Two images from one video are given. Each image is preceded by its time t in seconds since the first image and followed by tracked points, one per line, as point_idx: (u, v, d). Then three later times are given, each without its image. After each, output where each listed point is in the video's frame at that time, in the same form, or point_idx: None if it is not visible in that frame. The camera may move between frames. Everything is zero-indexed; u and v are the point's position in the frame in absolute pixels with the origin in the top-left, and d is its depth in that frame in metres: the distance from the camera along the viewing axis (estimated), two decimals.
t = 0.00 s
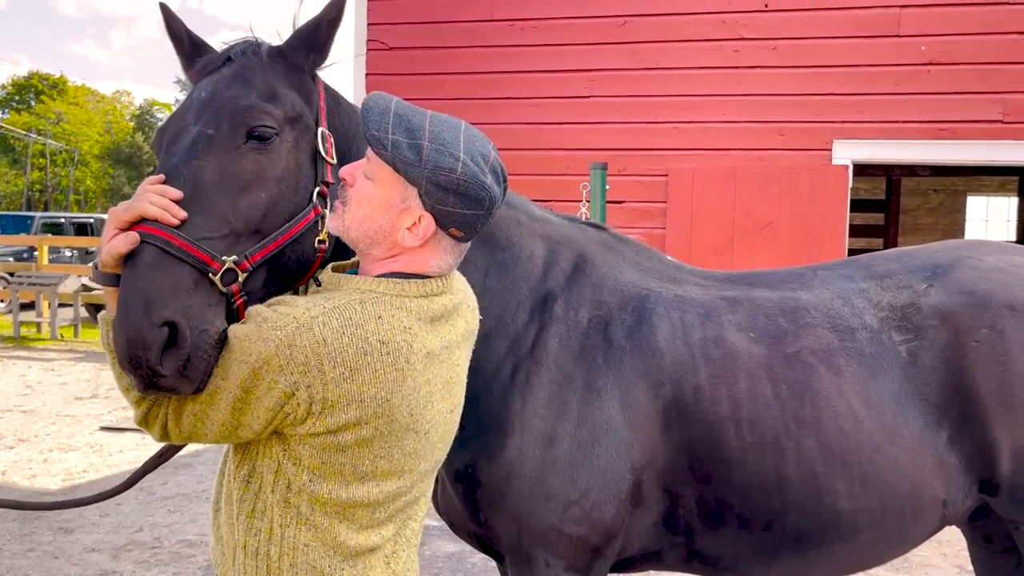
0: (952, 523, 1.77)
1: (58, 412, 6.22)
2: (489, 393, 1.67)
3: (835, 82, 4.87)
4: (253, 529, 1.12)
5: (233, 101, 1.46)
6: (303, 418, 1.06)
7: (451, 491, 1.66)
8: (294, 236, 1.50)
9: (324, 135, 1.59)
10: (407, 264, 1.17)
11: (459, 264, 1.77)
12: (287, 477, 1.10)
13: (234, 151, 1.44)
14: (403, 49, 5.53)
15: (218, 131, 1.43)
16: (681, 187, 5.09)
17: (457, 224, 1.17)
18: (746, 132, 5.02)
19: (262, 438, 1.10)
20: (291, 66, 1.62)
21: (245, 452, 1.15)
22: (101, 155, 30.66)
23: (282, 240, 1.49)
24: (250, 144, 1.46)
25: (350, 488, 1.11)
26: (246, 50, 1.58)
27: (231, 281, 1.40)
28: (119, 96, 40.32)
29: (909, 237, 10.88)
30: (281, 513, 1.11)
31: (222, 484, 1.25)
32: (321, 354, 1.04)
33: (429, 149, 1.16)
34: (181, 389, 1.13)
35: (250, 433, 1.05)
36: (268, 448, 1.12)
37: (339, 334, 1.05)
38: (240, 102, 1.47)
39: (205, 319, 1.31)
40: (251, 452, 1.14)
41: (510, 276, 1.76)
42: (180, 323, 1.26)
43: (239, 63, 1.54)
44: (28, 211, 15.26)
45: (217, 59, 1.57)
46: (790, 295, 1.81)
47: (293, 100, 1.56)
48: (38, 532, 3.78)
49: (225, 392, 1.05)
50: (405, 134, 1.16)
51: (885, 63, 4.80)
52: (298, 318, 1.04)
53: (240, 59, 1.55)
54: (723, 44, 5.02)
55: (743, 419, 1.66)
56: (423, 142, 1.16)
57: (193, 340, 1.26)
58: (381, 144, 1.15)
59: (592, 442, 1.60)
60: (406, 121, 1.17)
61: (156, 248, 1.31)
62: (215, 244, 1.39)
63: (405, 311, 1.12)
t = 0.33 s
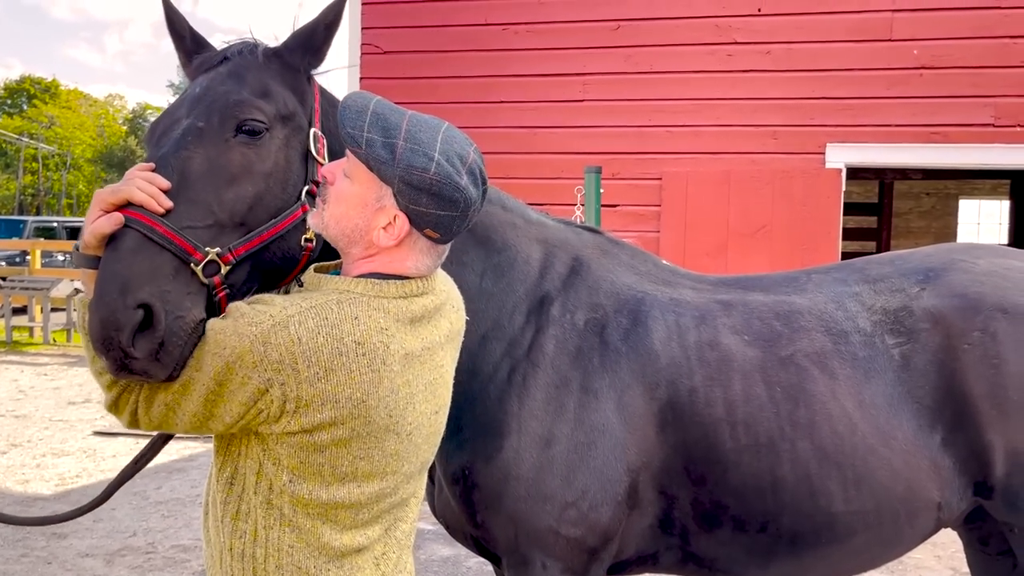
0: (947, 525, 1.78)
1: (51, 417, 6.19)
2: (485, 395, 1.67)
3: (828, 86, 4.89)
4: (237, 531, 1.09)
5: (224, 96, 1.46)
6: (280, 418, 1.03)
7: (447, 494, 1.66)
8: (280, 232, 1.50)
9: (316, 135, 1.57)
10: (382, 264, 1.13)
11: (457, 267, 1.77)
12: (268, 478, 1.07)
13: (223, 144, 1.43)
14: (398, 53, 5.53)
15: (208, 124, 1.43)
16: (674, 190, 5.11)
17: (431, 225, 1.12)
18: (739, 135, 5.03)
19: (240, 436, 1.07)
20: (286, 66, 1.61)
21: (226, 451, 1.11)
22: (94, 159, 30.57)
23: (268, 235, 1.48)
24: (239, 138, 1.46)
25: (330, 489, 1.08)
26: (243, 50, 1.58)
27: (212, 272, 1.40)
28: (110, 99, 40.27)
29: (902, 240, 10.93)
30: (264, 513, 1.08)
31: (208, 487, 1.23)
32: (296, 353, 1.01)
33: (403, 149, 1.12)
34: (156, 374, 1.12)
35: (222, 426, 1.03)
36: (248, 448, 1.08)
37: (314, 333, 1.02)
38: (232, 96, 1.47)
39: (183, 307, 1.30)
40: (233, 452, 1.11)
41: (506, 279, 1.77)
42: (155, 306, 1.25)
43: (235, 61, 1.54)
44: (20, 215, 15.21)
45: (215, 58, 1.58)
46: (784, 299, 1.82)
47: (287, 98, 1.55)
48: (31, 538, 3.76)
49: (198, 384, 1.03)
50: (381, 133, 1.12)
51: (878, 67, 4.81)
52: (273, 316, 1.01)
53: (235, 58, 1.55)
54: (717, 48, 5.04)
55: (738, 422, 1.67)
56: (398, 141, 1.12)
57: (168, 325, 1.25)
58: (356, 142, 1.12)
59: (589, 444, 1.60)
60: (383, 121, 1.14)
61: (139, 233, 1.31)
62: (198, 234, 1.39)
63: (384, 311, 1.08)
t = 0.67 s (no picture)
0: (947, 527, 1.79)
1: (41, 422, 6.15)
2: (487, 399, 1.67)
3: (821, 90, 4.92)
4: (245, 541, 1.08)
5: (227, 106, 1.46)
6: (292, 429, 1.02)
7: (450, 498, 1.66)
8: (287, 240, 1.49)
9: (320, 141, 1.57)
10: (387, 272, 1.12)
11: (458, 273, 1.77)
12: (277, 488, 1.07)
13: (227, 155, 1.43)
14: (391, 57, 5.54)
15: (212, 135, 1.43)
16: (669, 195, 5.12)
17: (434, 230, 1.11)
18: (733, 139, 5.05)
19: (249, 449, 1.06)
20: (287, 74, 1.61)
21: (235, 462, 1.10)
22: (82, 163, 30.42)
23: (276, 243, 1.47)
24: (244, 148, 1.45)
25: (341, 498, 1.07)
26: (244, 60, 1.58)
27: (223, 282, 1.40)
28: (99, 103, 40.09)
29: (892, 244, 10.98)
30: (272, 524, 1.07)
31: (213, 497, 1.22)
32: (308, 365, 1.00)
33: (402, 152, 1.10)
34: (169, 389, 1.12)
35: (233, 441, 1.02)
36: (257, 459, 1.08)
37: (326, 344, 1.01)
38: (235, 107, 1.47)
39: (194, 319, 1.31)
40: (241, 463, 1.10)
41: (507, 283, 1.77)
42: (167, 320, 1.26)
43: (236, 71, 1.54)
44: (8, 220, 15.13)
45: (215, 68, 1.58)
46: (785, 302, 1.83)
47: (289, 107, 1.55)
48: (24, 544, 3.74)
49: (208, 398, 1.02)
50: (380, 138, 1.11)
51: (871, 71, 4.84)
52: (283, 328, 1.00)
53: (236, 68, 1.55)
54: (710, 53, 5.06)
55: (739, 424, 1.67)
56: (396, 146, 1.11)
57: (178, 339, 1.26)
58: (354, 148, 1.11)
59: (590, 448, 1.60)
60: (382, 125, 1.13)
61: (146, 248, 1.30)
62: (207, 246, 1.38)
63: (395, 320, 1.08)
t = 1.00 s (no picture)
0: (948, 528, 1.80)
1: (30, 427, 6.11)
2: (493, 401, 1.67)
3: (813, 94, 4.95)
4: (258, 537, 1.08)
5: (249, 101, 1.46)
6: (311, 423, 1.03)
7: (456, 500, 1.66)
8: (303, 237, 1.49)
9: (335, 142, 1.59)
10: (416, 274, 1.13)
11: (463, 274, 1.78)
12: (292, 485, 1.07)
13: (248, 148, 1.43)
14: (384, 60, 5.54)
15: (233, 128, 1.42)
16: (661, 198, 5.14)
17: (469, 237, 1.12)
18: (725, 143, 5.08)
19: (265, 440, 1.07)
20: (306, 72, 1.61)
21: (247, 457, 1.10)
22: (67, 167, 30.21)
23: (292, 239, 1.47)
24: (263, 143, 1.45)
25: (354, 498, 1.08)
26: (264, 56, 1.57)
27: (239, 274, 1.38)
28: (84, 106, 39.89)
29: (881, 247, 11.05)
30: (285, 522, 1.07)
31: (225, 497, 1.22)
32: (332, 358, 1.01)
33: (445, 158, 1.12)
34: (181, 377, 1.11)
35: (249, 428, 1.02)
36: (271, 452, 1.08)
37: (351, 339, 1.03)
38: (256, 102, 1.46)
39: (211, 311, 1.28)
40: (254, 457, 1.10)
41: (513, 285, 1.78)
42: (184, 310, 1.23)
43: (257, 67, 1.53)
44: None
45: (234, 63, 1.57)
46: (788, 305, 1.84)
47: (308, 105, 1.55)
48: (16, 550, 3.71)
49: (228, 384, 1.02)
50: (424, 142, 1.13)
51: (862, 76, 4.88)
52: (310, 321, 1.02)
53: (256, 64, 1.54)
54: (703, 57, 5.08)
55: (743, 427, 1.68)
56: (440, 151, 1.13)
57: (195, 330, 1.23)
58: (399, 149, 1.12)
59: (596, 450, 1.61)
60: (426, 130, 1.14)
61: (165, 234, 1.29)
62: (226, 237, 1.37)
63: (418, 320, 1.09)
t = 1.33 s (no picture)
0: (948, 530, 1.81)
1: (17, 432, 6.05)
2: (497, 403, 1.67)
3: (804, 98, 4.98)
4: (279, 539, 1.07)
5: (262, 107, 1.44)
6: (342, 422, 1.04)
7: (459, 503, 1.66)
8: (319, 242, 1.49)
9: (344, 145, 1.59)
10: (444, 276, 1.17)
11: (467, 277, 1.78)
12: (316, 485, 1.07)
13: (265, 155, 1.41)
14: (376, 63, 5.52)
15: (248, 135, 1.41)
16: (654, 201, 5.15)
17: (497, 237, 1.18)
18: (717, 147, 5.09)
19: (290, 442, 1.07)
20: (313, 77, 1.61)
21: (269, 459, 1.11)
22: (51, 169, 29.95)
23: (309, 244, 1.47)
24: (280, 149, 1.43)
25: (379, 496, 1.09)
26: (270, 61, 1.55)
27: (261, 282, 1.37)
28: (68, 108, 39.58)
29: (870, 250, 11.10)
30: (309, 522, 1.07)
31: (238, 503, 1.22)
32: (366, 356, 1.04)
33: (471, 163, 1.18)
34: (211, 388, 1.08)
35: (281, 433, 1.03)
36: (294, 454, 1.08)
37: (383, 337, 1.05)
38: (270, 107, 1.45)
39: (238, 321, 1.25)
40: (276, 460, 1.10)
41: (516, 286, 1.77)
42: (214, 321, 1.20)
43: (265, 72, 1.52)
44: None
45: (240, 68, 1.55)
46: (790, 308, 1.85)
47: (318, 109, 1.55)
48: (5, 556, 3.67)
49: (261, 391, 1.04)
50: (449, 149, 1.18)
51: (853, 80, 4.91)
52: (343, 320, 1.04)
53: (263, 69, 1.53)
54: (694, 61, 5.10)
55: (746, 429, 1.68)
56: (465, 156, 1.18)
57: (225, 340, 1.20)
58: (427, 157, 1.16)
59: (601, 452, 1.60)
60: (450, 137, 1.20)
61: (191, 244, 1.27)
62: (247, 245, 1.35)
63: (445, 318, 1.13)
